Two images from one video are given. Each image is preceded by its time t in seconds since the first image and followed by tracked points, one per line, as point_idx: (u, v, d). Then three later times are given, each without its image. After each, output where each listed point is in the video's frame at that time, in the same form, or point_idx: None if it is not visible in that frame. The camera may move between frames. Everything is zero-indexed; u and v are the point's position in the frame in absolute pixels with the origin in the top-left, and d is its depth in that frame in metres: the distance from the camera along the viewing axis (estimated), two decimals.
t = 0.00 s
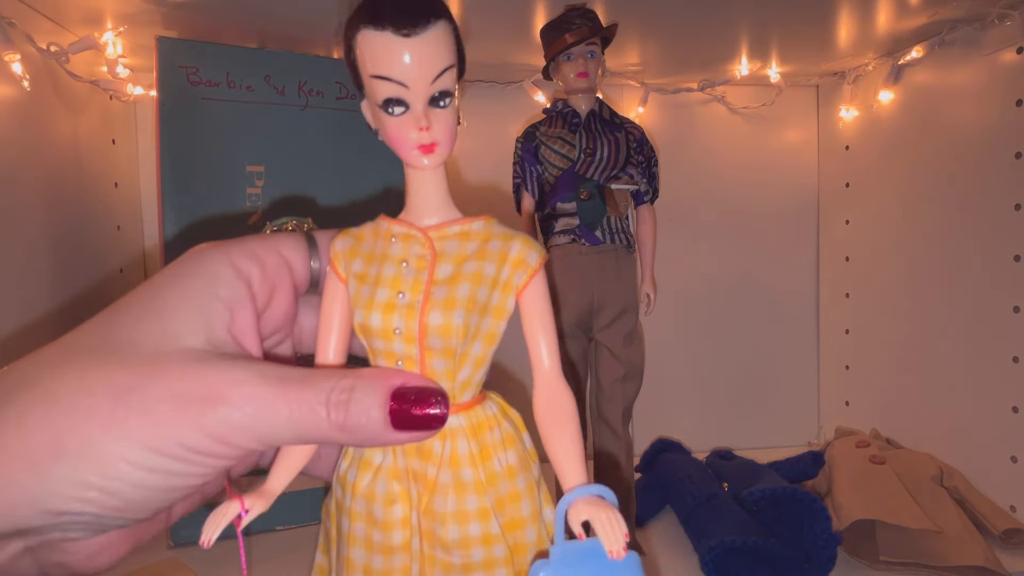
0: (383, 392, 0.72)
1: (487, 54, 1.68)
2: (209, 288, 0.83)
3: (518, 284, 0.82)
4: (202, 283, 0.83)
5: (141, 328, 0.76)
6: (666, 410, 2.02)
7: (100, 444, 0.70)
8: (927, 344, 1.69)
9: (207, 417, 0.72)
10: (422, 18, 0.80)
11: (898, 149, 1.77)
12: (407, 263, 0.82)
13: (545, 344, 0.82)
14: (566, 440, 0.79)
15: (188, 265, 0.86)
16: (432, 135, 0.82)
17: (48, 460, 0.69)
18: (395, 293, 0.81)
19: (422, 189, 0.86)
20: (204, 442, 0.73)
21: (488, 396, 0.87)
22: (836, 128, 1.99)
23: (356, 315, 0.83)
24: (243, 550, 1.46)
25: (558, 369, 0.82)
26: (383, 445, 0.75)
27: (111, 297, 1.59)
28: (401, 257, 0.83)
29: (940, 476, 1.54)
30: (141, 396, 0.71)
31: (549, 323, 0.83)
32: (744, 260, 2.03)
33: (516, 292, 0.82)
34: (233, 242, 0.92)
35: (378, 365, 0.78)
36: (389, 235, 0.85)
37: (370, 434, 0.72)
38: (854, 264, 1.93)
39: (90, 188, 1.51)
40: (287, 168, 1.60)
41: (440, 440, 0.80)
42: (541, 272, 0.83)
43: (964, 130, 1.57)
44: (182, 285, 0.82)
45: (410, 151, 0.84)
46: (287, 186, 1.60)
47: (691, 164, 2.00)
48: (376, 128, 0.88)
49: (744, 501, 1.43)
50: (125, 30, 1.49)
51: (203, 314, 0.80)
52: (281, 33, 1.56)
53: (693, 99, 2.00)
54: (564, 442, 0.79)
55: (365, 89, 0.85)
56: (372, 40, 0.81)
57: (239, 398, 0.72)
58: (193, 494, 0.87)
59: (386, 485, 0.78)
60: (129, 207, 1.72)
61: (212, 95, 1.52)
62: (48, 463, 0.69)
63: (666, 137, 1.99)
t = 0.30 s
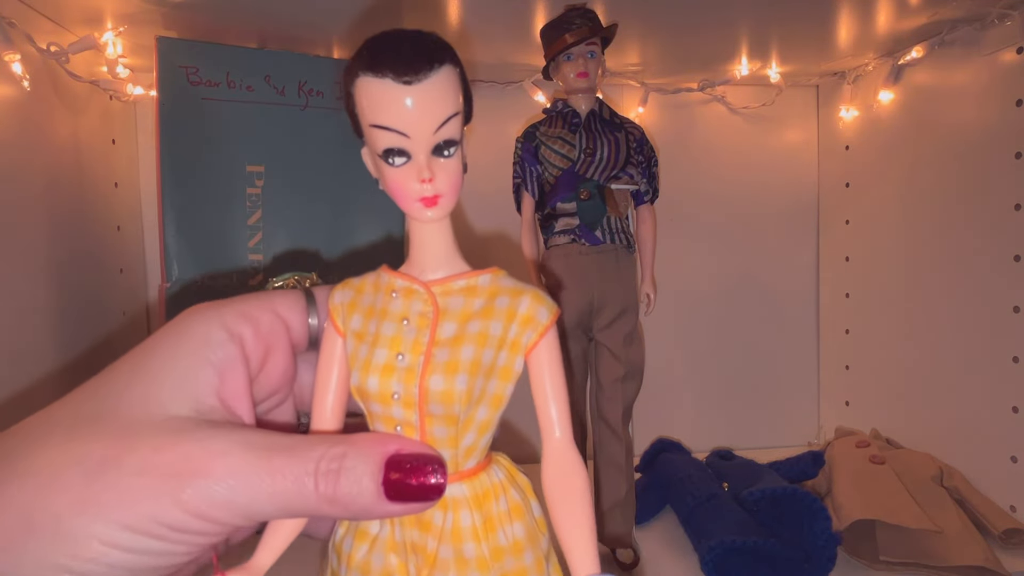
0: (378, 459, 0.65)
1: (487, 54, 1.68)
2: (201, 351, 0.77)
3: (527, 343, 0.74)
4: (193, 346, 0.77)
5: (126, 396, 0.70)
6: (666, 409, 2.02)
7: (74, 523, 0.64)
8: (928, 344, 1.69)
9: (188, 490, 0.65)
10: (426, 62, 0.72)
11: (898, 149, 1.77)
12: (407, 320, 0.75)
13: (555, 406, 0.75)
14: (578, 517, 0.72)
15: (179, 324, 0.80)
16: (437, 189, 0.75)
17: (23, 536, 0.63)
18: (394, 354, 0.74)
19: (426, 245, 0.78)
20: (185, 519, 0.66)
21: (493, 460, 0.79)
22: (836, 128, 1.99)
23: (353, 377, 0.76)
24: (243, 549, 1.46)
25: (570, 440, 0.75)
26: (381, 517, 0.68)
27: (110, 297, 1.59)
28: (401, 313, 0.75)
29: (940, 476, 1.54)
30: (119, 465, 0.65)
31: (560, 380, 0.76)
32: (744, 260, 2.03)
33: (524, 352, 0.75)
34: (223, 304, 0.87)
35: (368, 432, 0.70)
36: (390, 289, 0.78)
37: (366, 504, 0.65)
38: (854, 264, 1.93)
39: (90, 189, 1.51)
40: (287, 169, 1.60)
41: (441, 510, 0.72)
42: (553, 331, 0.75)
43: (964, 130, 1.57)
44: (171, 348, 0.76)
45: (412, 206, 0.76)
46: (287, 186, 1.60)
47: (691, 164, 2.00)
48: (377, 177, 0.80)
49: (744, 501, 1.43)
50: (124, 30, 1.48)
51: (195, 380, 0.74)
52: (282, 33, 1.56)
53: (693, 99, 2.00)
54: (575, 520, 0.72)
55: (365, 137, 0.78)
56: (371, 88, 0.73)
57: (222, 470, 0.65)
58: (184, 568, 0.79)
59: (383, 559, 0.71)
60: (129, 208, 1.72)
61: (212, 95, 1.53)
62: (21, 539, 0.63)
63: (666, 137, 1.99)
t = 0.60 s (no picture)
0: (388, 522, 0.63)
1: (488, 54, 1.69)
2: (202, 403, 0.71)
3: (551, 396, 0.72)
4: (195, 397, 0.71)
5: (117, 455, 0.65)
6: (666, 410, 2.02)
7: None
8: (928, 344, 1.69)
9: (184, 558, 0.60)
10: (440, 96, 0.71)
11: (898, 149, 1.77)
12: (422, 372, 0.71)
13: (583, 465, 0.72)
14: None
15: (180, 371, 0.74)
16: (452, 230, 0.72)
17: None
18: (407, 409, 0.70)
19: (440, 289, 0.75)
20: None
21: (512, 522, 0.76)
22: (836, 128, 1.99)
23: (363, 432, 0.72)
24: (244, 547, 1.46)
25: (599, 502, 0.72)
26: None
27: (110, 297, 1.59)
28: (415, 364, 0.72)
29: (940, 476, 1.54)
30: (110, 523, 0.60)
31: (587, 436, 0.72)
32: (744, 261, 2.03)
33: (549, 405, 0.72)
34: (228, 347, 0.79)
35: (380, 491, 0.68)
36: (403, 335, 0.74)
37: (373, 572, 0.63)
38: (854, 264, 1.93)
39: (90, 189, 1.51)
40: (287, 169, 1.60)
41: None
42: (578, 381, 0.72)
43: (964, 130, 1.57)
44: (172, 400, 0.70)
45: (426, 248, 0.73)
46: (288, 186, 1.60)
47: (691, 164, 2.00)
48: (387, 215, 0.78)
49: (744, 501, 1.43)
50: (125, 30, 1.48)
51: (195, 435, 0.68)
52: (282, 34, 1.57)
53: (693, 99, 2.00)
54: None
55: (376, 174, 0.76)
56: (383, 124, 0.72)
57: (221, 538, 0.61)
58: None
59: None
60: (129, 209, 1.72)
61: (212, 95, 1.53)
62: None
63: (666, 137, 1.99)
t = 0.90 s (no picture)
0: (394, 547, 0.62)
1: (488, 54, 1.69)
2: (198, 427, 0.69)
3: (557, 413, 0.72)
4: (190, 420, 0.70)
5: (111, 483, 0.63)
6: (666, 409, 2.02)
7: None
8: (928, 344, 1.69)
9: None
10: (446, 108, 0.71)
11: (898, 149, 1.77)
12: (426, 390, 0.71)
13: (590, 483, 0.72)
14: None
15: (175, 394, 0.72)
16: (458, 243, 0.73)
17: None
18: (412, 429, 0.70)
19: (442, 304, 0.75)
20: None
21: (517, 544, 0.76)
22: (836, 127, 2.00)
23: (366, 454, 0.72)
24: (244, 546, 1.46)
25: (606, 521, 0.72)
26: None
27: (110, 298, 1.59)
28: (419, 382, 0.72)
29: (940, 476, 1.54)
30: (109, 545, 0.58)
31: (594, 454, 0.73)
32: (744, 260, 2.03)
33: (555, 422, 0.72)
34: (223, 368, 0.78)
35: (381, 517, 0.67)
36: (404, 354, 0.74)
37: None
38: (854, 264, 1.93)
39: (90, 189, 1.51)
40: (287, 169, 1.60)
41: None
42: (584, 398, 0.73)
43: (964, 129, 1.57)
44: (168, 424, 0.69)
45: (430, 262, 0.73)
46: (288, 186, 1.60)
47: (691, 164, 2.00)
48: (388, 227, 0.78)
49: (745, 502, 1.43)
50: (125, 30, 1.48)
51: (192, 461, 0.67)
52: (281, 34, 1.57)
53: (693, 99, 2.00)
54: None
55: (378, 186, 0.76)
56: (388, 137, 0.72)
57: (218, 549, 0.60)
58: None
59: None
60: (129, 209, 1.72)
61: (212, 95, 1.53)
62: None
63: (666, 137, 1.99)
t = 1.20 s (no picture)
0: (368, 523, 0.60)
1: (488, 54, 1.69)
2: (154, 409, 0.67)
3: (532, 374, 0.70)
4: (146, 402, 0.67)
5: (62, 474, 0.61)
6: (666, 410, 2.02)
7: None
8: (928, 344, 1.69)
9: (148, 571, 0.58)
10: (425, 57, 0.67)
11: (898, 149, 1.77)
12: (398, 355, 0.67)
13: (564, 445, 0.70)
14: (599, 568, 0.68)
15: (128, 376, 0.70)
16: (432, 200, 0.68)
17: None
18: (385, 396, 0.66)
19: (411, 264, 0.71)
20: None
21: (491, 513, 0.73)
22: (836, 128, 2.00)
23: (334, 424, 0.67)
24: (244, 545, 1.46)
25: (583, 484, 0.70)
26: None
27: (110, 298, 1.59)
28: (389, 347, 0.67)
29: (940, 476, 1.54)
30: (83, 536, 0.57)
31: (568, 418, 0.70)
32: (744, 260, 2.03)
33: (530, 385, 0.70)
34: (179, 345, 0.75)
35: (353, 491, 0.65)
36: (371, 320, 0.69)
37: None
38: (854, 264, 1.93)
39: (89, 189, 1.51)
40: (287, 170, 1.60)
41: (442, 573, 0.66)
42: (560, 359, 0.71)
43: (964, 130, 1.57)
44: (123, 407, 0.66)
45: (403, 221, 0.69)
46: (287, 185, 1.60)
47: (691, 164, 2.00)
48: (355, 186, 0.73)
49: (745, 502, 1.43)
50: (125, 30, 1.48)
51: (149, 445, 0.64)
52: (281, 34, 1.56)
53: (693, 99, 2.00)
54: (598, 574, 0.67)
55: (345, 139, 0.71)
56: (362, 85, 0.67)
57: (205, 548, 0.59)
58: None
59: None
60: (129, 209, 1.72)
61: (212, 95, 1.53)
62: None
63: (666, 137, 1.99)
